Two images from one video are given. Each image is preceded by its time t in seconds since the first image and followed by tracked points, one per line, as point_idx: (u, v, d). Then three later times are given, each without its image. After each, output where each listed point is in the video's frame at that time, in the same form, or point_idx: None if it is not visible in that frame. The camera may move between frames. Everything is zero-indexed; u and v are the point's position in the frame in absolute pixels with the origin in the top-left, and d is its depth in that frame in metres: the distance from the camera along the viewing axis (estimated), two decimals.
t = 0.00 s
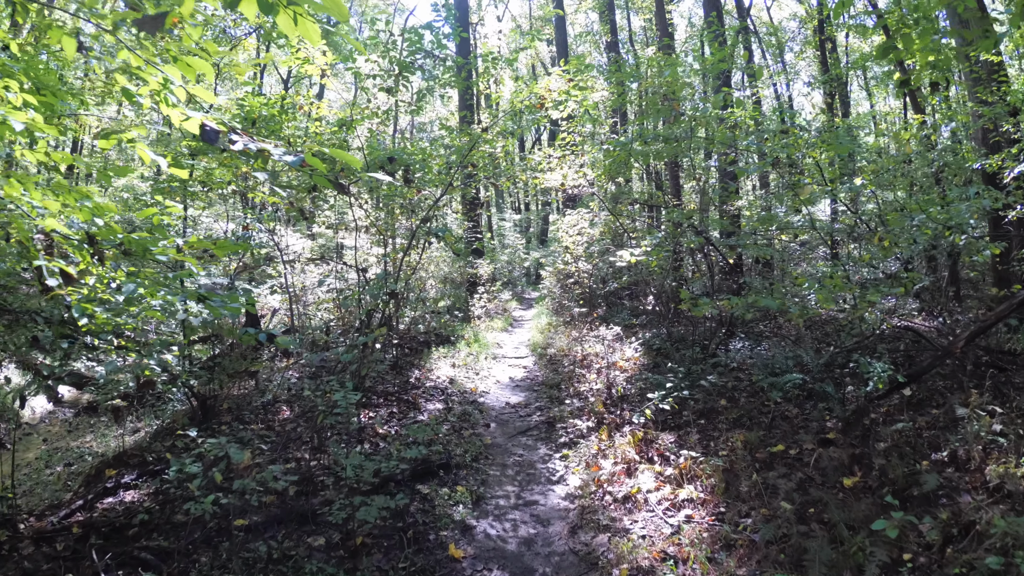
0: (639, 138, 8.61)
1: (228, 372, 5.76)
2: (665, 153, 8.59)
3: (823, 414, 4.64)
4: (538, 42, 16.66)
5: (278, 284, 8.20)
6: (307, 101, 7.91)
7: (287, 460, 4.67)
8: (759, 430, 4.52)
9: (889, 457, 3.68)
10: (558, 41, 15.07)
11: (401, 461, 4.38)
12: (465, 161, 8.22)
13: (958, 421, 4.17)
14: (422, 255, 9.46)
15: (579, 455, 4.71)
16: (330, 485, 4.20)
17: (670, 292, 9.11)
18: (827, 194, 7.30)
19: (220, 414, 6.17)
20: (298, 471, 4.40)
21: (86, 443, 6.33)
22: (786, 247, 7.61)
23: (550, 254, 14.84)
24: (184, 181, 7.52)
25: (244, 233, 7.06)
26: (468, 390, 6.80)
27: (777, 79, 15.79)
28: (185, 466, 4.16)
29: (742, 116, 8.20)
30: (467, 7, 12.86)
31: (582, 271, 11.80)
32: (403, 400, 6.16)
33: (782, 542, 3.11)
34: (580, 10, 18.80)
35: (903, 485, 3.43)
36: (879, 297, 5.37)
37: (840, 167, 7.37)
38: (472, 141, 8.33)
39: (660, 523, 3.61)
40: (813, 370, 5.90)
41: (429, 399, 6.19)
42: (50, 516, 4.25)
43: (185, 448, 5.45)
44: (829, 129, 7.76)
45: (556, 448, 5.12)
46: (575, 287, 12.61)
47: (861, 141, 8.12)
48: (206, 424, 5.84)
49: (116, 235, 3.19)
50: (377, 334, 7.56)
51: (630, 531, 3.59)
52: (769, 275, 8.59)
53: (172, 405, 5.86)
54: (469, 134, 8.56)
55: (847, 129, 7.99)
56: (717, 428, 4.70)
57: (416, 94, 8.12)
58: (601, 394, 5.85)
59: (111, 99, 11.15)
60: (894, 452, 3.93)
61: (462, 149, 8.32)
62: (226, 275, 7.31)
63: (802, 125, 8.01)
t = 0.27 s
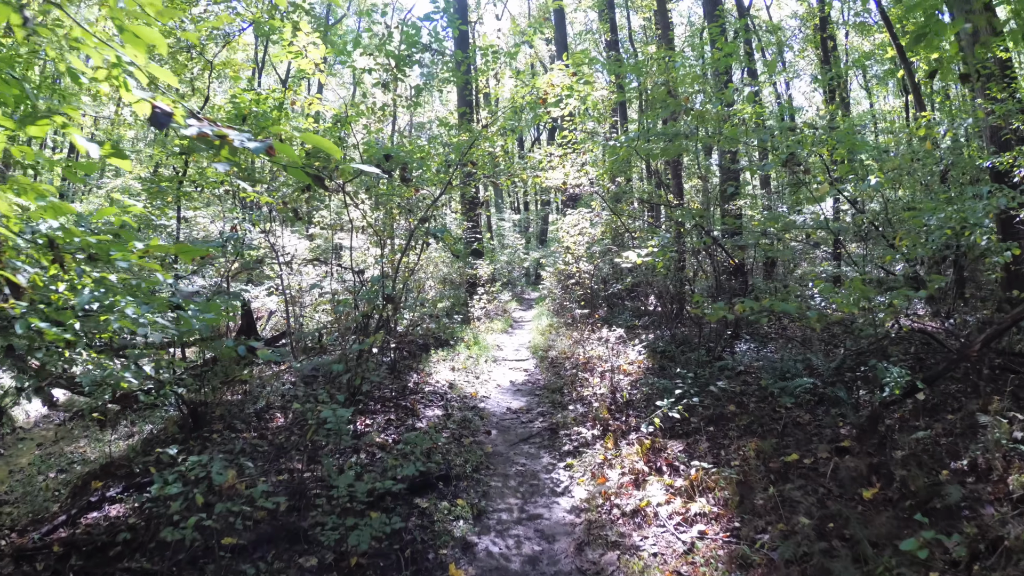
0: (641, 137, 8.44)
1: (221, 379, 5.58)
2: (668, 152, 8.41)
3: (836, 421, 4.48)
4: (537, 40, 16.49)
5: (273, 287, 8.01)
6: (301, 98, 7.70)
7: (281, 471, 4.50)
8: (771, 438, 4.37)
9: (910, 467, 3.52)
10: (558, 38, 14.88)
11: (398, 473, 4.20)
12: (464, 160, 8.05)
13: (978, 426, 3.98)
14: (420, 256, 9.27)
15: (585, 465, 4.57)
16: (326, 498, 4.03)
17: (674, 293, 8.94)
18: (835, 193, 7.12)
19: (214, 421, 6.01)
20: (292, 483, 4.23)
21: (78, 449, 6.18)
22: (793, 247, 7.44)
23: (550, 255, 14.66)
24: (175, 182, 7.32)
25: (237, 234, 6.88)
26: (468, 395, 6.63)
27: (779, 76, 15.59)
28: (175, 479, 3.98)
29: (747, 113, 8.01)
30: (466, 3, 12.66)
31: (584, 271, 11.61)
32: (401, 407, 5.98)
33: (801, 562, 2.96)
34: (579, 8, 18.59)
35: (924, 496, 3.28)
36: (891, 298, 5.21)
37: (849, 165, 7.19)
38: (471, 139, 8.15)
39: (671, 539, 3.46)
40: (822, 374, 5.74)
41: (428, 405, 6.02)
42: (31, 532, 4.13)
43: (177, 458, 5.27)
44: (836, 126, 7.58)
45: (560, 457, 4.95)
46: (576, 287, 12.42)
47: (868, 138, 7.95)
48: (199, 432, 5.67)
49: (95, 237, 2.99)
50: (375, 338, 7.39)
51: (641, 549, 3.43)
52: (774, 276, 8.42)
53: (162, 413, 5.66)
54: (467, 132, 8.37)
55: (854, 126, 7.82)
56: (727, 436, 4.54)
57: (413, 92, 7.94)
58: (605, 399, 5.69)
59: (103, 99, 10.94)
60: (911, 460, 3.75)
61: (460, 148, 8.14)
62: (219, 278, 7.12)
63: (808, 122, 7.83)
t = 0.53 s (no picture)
0: (638, 139, 8.31)
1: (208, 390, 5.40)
2: (666, 154, 8.29)
3: (844, 429, 4.33)
4: (531, 43, 16.40)
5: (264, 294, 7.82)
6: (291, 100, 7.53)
7: (269, 486, 4.31)
8: (779, 447, 4.22)
9: (925, 478, 3.36)
10: (553, 40, 14.76)
11: (391, 488, 4.03)
12: (459, 162, 7.89)
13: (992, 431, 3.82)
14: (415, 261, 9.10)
15: (586, 476, 4.41)
16: (315, 516, 3.85)
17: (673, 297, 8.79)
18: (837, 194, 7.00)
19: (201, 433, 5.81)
20: (280, 500, 4.05)
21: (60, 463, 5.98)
22: (794, 249, 7.31)
23: (547, 259, 14.51)
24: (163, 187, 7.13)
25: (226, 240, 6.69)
26: (464, 404, 6.45)
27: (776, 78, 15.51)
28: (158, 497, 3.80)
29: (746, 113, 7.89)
30: (461, 6, 12.54)
31: (581, 276, 11.46)
32: (394, 417, 5.80)
33: None
34: (575, 11, 18.51)
35: (941, 508, 3.14)
36: (897, 300, 5.07)
37: (850, 165, 7.08)
38: (465, 141, 8.00)
39: (679, 557, 3.31)
40: (827, 380, 5.59)
41: (422, 414, 5.84)
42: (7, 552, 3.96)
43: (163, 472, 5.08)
44: (837, 126, 7.47)
45: (559, 468, 4.78)
46: (574, 292, 12.27)
47: (868, 138, 7.84)
48: (186, 445, 5.48)
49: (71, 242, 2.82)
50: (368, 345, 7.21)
51: (647, 568, 3.29)
52: (775, 279, 8.29)
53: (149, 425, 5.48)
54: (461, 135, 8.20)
55: (854, 126, 7.71)
56: (733, 445, 4.39)
57: (405, 94, 7.78)
58: (605, 408, 5.53)
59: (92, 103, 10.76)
60: (924, 467, 3.60)
61: (455, 150, 7.99)
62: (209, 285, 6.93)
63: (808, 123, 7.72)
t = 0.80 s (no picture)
0: (633, 135, 8.22)
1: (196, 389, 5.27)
2: (662, 150, 8.21)
3: (843, 428, 4.28)
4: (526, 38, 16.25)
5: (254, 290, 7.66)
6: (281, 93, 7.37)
7: (257, 488, 4.20)
8: (778, 447, 4.16)
9: (929, 479, 3.32)
10: (548, 35, 14.62)
11: (382, 490, 3.93)
12: (452, 157, 7.77)
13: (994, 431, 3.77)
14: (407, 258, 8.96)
15: (581, 477, 4.33)
16: (304, 519, 3.74)
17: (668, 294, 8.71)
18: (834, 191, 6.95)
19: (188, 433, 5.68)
20: (268, 503, 3.94)
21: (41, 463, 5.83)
22: (791, 246, 7.24)
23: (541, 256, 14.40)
24: (149, 181, 6.95)
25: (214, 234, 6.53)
26: (457, 402, 6.34)
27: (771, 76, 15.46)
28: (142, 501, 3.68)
29: (742, 109, 7.81)
30: None
31: (575, 273, 11.36)
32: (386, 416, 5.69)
33: None
34: (569, 7, 18.36)
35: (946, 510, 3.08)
36: (896, 298, 5.02)
37: (847, 162, 7.03)
38: (459, 136, 7.88)
39: (679, 560, 3.24)
40: (824, 378, 5.54)
41: (414, 413, 5.73)
42: None
43: (149, 473, 4.95)
44: (834, 122, 7.41)
45: (555, 469, 4.70)
46: (568, 290, 12.17)
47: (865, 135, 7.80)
48: (173, 445, 5.34)
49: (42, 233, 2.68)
50: (359, 343, 7.08)
51: (646, 571, 3.21)
52: (771, 276, 8.24)
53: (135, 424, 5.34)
54: (454, 129, 8.07)
55: (852, 122, 7.65)
56: (732, 444, 4.33)
57: (398, 87, 7.64)
58: (601, 407, 5.45)
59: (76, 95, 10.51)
60: (927, 468, 3.54)
61: (448, 145, 7.87)
62: (196, 282, 6.77)
63: (805, 119, 7.66)
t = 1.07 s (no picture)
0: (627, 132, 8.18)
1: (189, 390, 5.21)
2: (657, 148, 8.19)
3: (841, 428, 4.30)
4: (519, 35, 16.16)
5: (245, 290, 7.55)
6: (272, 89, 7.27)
7: (248, 492, 4.14)
8: (775, 447, 4.16)
9: (928, 480, 3.34)
10: (541, 32, 14.55)
11: (375, 494, 3.88)
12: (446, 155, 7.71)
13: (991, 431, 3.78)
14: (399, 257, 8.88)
15: (578, 478, 4.30)
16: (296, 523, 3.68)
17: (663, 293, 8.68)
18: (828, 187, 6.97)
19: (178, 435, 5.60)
20: (259, 507, 3.88)
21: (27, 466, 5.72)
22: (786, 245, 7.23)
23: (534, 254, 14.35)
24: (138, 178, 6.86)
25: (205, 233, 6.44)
26: (451, 402, 6.28)
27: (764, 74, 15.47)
28: (132, 507, 3.60)
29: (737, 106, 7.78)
30: None
31: (569, 272, 11.33)
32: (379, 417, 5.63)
33: None
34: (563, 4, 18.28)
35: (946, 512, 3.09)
36: (892, 296, 5.03)
37: (841, 160, 7.03)
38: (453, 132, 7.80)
39: (677, 563, 3.23)
40: (820, 377, 5.55)
41: (408, 414, 5.67)
42: None
43: (140, 478, 4.86)
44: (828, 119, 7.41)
45: (550, 470, 4.66)
46: (562, 288, 12.14)
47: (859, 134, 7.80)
48: (164, 448, 5.26)
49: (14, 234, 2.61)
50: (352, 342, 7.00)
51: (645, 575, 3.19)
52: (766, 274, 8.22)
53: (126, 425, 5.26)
54: (447, 127, 7.99)
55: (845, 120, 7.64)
56: (728, 444, 4.32)
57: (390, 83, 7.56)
58: (596, 407, 5.42)
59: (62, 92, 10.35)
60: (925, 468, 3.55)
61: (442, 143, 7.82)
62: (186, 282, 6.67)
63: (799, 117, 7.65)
